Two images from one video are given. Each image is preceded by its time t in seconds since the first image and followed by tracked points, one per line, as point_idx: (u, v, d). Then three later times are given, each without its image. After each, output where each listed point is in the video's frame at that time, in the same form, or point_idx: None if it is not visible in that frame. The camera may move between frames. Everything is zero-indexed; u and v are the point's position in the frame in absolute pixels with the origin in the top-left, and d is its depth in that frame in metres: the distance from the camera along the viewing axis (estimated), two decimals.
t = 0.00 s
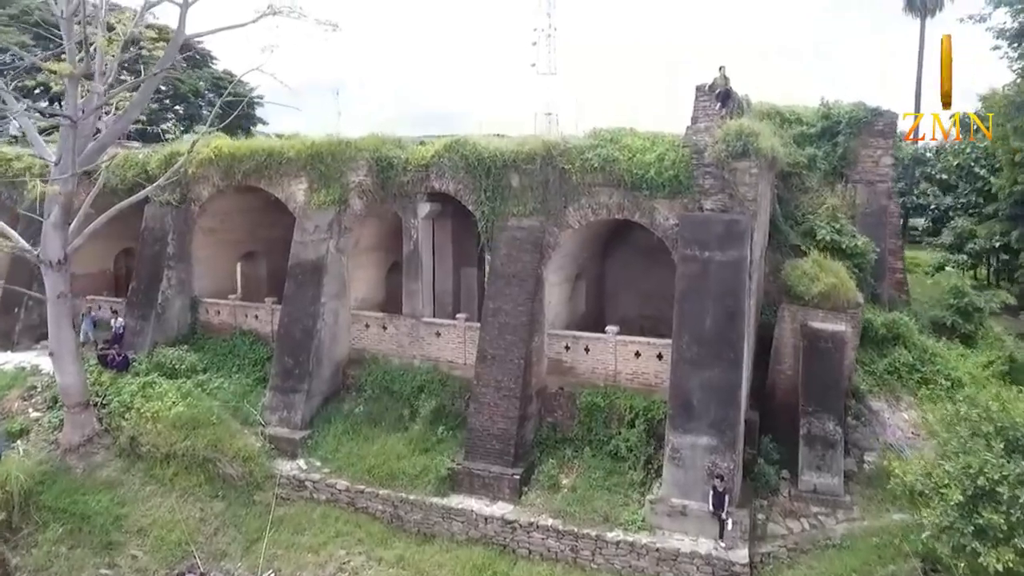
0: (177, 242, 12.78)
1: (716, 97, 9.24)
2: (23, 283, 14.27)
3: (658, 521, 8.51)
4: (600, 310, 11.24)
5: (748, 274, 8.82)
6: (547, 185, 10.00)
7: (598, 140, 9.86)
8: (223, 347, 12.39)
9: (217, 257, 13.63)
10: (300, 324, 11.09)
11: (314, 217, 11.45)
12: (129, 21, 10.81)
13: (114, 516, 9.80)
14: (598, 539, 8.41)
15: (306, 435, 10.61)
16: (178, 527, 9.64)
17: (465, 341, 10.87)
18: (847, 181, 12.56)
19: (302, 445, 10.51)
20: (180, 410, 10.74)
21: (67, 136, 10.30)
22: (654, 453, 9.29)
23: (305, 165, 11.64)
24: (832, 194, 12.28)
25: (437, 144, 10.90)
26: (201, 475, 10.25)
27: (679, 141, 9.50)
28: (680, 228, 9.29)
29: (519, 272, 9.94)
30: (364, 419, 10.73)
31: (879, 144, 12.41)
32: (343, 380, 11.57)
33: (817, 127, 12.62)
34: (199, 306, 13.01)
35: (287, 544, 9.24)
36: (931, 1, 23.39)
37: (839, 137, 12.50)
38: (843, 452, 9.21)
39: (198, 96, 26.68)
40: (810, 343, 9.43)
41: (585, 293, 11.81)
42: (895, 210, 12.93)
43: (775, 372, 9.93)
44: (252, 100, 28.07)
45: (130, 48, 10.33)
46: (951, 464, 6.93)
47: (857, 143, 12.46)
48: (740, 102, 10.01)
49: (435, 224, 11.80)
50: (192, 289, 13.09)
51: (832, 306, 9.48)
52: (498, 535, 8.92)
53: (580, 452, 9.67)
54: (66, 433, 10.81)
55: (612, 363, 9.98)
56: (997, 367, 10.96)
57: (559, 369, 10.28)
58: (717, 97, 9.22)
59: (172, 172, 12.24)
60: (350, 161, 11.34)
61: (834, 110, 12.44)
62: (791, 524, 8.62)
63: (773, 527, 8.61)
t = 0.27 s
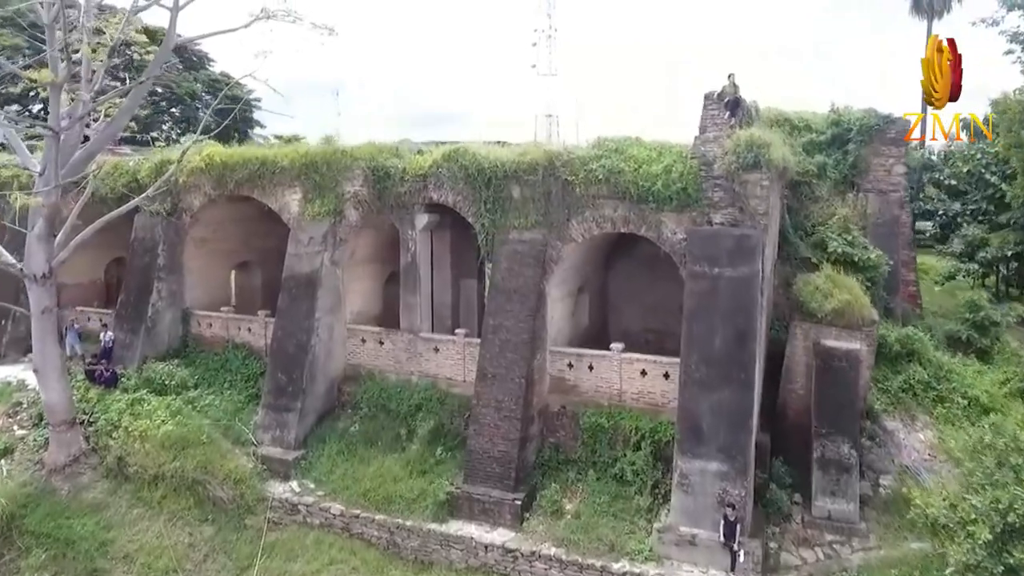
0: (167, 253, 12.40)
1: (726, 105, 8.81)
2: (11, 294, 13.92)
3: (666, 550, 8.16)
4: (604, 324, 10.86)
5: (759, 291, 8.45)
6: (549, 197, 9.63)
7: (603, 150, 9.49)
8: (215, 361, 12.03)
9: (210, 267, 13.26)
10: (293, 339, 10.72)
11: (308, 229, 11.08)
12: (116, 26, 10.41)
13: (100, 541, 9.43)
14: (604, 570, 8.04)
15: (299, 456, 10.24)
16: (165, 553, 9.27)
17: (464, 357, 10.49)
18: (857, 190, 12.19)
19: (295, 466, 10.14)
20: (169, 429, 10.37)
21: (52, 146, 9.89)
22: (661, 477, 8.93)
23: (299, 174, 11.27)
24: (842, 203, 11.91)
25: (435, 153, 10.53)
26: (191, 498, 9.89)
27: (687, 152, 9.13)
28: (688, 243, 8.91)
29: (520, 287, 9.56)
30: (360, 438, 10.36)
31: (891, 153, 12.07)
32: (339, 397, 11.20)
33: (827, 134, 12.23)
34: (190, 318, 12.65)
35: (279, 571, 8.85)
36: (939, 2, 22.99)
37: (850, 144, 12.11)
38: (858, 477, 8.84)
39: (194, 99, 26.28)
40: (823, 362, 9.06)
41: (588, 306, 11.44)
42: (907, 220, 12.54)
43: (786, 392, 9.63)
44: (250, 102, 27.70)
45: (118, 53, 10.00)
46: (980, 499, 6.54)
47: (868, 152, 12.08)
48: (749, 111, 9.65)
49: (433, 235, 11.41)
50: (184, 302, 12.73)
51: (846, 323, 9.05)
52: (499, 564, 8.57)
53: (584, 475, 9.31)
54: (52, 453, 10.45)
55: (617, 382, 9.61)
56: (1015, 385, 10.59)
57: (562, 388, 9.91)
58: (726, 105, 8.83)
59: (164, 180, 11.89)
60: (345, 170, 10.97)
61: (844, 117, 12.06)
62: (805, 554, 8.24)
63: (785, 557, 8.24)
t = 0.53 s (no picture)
0: (158, 265, 12.03)
1: (735, 116, 8.49)
2: None
3: None
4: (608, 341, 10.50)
5: (772, 312, 8.07)
6: (552, 212, 9.28)
7: (609, 162, 9.13)
8: (207, 378, 11.67)
9: (202, 279, 12.89)
10: (287, 357, 10.35)
11: (303, 242, 10.72)
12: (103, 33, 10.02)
13: (84, 568, 9.05)
14: None
15: (293, 478, 9.89)
16: None
17: (464, 375, 10.12)
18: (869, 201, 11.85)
19: (289, 489, 9.79)
20: (158, 450, 10.02)
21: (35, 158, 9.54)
22: (669, 505, 8.57)
23: (294, 185, 10.91)
24: (854, 215, 11.55)
25: (434, 165, 10.17)
26: (180, 523, 9.54)
27: (696, 165, 8.78)
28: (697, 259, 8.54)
29: (522, 305, 9.19)
30: (356, 460, 10.01)
31: (903, 163, 11.72)
32: (334, 415, 10.85)
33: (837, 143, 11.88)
34: (182, 332, 12.29)
35: None
36: (946, 5, 22.63)
37: (861, 154, 11.74)
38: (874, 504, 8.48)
39: (191, 102, 25.92)
40: (838, 385, 8.69)
41: (591, 322, 11.08)
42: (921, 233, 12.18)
43: (799, 413, 9.27)
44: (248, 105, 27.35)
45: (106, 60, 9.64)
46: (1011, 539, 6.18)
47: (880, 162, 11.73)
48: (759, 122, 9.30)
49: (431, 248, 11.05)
50: (175, 315, 12.33)
51: (861, 343, 8.75)
52: None
53: (588, 500, 8.96)
54: (37, 474, 10.06)
55: (622, 404, 9.25)
56: None
57: (565, 409, 9.55)
58: (736, 116, 8.48)
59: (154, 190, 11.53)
60: (341, 182, 10.62)
61: (856, 126, 11.67)
62: None
63: None
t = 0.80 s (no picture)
0: (148, 279, 11.68)
1: (745, 128, 8.03)
2: None
3: None
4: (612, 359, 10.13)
5: (786, 335, 7.74)
6: (555, 228, 8.93)
7: (614, 176, 8.78)
8: (199, 396, 11.32)
9: (195, 292, 12.55)
10: (280, 376, 10.01)
11: (297, 256, 10.37)
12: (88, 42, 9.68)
13: None
14: None
15: (286, 503, 9.54)
16: None
17: (463, 396, 9.76)
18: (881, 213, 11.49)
19: (282, 514, 9.44)
20: (147, 473, 9.68)
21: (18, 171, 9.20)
22: (678, 534, 8.23)
23: (287, 198, 10.56)
24: (866, 227, 11.20)
25: (433, 177, 9.82)
26: (169, 550, 9.19)
27: (704, 179, 8.41)
28: (706, 278, 8.20)
29: (524, 324, 8.84)
30: (352, 484, 9.67)
31: (917, 174, 11.38)
32: (330, 435, 10.50)
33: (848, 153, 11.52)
34: (174, 347, 11.95)
35: None
36: (953, 10, 22.34)
37: (873, 164, 11.37)
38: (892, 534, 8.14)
39: (189, 105, 25.57)
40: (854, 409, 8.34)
41: (595, 338, 10.72)
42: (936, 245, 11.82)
43: (812, 437, 8.93)
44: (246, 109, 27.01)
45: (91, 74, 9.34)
46: None
47: (893, 172, 11.37)
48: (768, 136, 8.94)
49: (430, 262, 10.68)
50: (166, 330, 12.00)
51: (877, 365, 8.39)
52: None
53: (593, 528, 8.62)
54: (21, 498, 9.73)
55: (628, 428, 8.90)
56: None
57: (569, 432, 9.19)
58: (746, 128, 8.04)
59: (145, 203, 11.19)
60: (336, 195, 10.27)
61: (869, 136, 11.23)
62: None
63: None
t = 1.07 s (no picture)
0: (139, 294, 11.34)
1: (756, 141, 7.76)
2: None
3: None
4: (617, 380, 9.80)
5: (800, 360, 7.41)
6: (558, 245, 8.59)
7: (619, 192, 8.45)
8: (190, 415, 10.98)
9: (188, 307, 12.21)
10: (274, 397, 9.66)
11: (291, 273, 10.03)
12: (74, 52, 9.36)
13: None
14: None
15: (280, 530, 9.22)
16: None
17: (463, 418, 9.42)
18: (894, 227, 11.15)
19: (276, 542, 9.12)
20: (136, 498, 9.36)
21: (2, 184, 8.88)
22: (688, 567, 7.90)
23: (281, 212, 10.23)
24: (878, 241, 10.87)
25: (431, 192, 9.49)
26: None
27: (714, 195, 8.06)
28: (716, 300, 7.87)
29: (526, 346, 8.51)
30: (348, 510, 9.35)
31: (930, 187, 11.06)
32: (325, 457, 10.18)
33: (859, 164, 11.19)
34: (165, 364, 11.61)
35: None
36: (960, 13, 22.01)
37: (885, 176, 11.05)
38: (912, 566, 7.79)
39: (185, 108, 25.17)
40: (870, 435, 8.03)
41: (598, 356, 10.39)
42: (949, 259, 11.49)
43: (825, 463, 8.60)
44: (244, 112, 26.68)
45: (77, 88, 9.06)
46: None
47: (905, 184, 11.03)
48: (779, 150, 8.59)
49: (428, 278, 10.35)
50: (158, 346, 11.66)
51: (894, 390, 8.05)
52: None
53: (598, 558, 8.31)
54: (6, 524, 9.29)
55: (634, 453, 8.56)
56: None
57: (573, 456, 8.86)
58: (758, 141, 7.76)
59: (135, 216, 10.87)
60: (332, 209, 9.94)
61: (881, 147, 10.93)
62: None
63: None
